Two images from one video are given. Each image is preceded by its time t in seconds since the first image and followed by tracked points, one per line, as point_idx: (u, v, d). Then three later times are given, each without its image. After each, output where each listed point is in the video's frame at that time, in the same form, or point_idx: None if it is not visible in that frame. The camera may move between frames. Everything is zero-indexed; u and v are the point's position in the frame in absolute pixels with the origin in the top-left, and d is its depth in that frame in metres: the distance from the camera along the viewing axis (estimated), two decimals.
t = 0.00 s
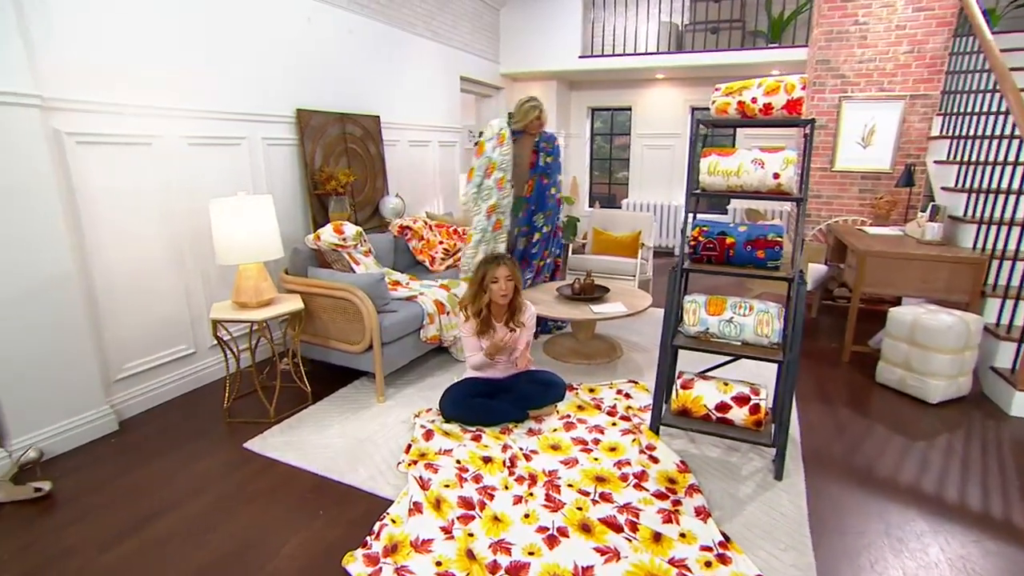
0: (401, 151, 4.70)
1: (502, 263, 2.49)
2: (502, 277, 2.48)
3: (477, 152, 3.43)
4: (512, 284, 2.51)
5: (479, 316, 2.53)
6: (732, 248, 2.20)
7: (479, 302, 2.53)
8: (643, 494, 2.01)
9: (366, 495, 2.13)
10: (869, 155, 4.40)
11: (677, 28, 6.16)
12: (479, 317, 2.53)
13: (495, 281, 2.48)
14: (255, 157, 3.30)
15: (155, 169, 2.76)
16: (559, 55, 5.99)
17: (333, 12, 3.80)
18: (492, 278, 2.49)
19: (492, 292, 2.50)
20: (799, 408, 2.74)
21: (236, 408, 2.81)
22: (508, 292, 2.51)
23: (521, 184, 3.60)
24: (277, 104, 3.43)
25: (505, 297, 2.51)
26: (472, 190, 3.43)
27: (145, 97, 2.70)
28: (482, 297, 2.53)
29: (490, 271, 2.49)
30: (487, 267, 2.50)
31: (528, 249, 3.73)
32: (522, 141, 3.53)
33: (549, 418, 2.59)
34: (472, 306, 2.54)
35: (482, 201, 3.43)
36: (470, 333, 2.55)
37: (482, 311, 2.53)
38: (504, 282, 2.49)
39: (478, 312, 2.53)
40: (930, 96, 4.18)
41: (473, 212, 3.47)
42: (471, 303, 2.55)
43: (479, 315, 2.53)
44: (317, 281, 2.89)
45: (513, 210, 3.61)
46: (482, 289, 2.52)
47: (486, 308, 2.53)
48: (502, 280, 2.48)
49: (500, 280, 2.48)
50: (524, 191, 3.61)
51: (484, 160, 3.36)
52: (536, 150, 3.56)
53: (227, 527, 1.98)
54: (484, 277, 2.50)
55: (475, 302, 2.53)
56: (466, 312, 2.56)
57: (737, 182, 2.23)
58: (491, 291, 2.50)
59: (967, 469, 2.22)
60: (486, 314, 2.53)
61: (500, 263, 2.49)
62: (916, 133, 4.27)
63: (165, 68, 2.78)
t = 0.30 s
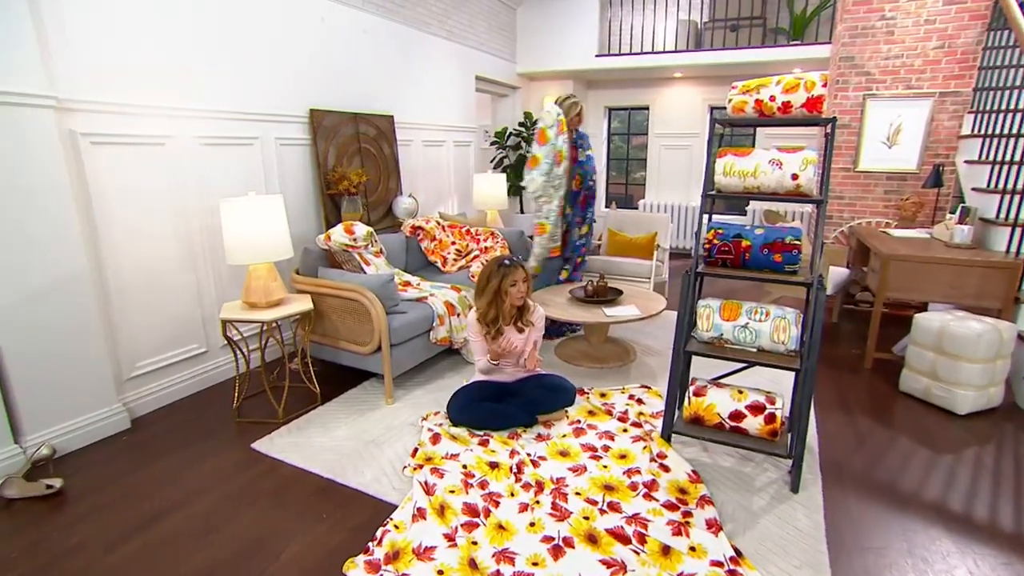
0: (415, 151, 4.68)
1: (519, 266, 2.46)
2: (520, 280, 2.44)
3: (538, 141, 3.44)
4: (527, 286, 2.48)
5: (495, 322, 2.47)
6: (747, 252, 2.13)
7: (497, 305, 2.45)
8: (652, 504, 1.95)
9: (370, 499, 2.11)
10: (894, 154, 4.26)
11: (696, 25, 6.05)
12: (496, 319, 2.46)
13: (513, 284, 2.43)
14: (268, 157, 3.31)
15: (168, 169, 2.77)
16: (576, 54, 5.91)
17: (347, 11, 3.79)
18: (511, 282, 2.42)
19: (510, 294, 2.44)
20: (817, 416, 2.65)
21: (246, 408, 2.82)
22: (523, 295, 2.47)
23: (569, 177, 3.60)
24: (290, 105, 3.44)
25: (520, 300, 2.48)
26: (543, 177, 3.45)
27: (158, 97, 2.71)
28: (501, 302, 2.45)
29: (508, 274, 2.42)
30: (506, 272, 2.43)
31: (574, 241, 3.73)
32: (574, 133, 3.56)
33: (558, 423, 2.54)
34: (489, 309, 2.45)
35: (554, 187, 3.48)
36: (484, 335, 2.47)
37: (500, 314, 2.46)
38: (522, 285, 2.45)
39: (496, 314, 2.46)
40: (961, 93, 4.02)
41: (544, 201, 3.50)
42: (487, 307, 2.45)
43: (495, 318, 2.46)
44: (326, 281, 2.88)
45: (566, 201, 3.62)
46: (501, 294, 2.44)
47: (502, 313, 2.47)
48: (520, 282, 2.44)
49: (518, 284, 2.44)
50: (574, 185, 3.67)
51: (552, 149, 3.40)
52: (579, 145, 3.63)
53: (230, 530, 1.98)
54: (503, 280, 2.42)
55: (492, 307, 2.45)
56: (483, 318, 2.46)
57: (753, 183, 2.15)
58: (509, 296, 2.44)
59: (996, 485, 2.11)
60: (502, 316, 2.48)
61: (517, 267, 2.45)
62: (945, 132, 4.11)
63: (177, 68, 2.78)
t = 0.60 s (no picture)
0: (426, 151, 4.65)
1: (525, 269, 2.40)
2: (527, 284, 2.39)
3: (606, 139, 3.45)
4: (533, 290, 2.43)
5: (502, 327, 2.44)
6: (759, 255, 2.06)
7: (503, 309, 2.41)
8: (658, 515, 1.89)
9: (371, 504, 2.08)
10: (918, 154, 4.13)
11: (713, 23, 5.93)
12: (502, 324, 2.42)
13: (520, 288, 2.38)
14: (276, 157, 3.31)
15: (176, 169, 2.78)
16: (590, 52, 5.84)
17: (357, 10, 3.78)
18: (517, 287, 2.37)
19: (517, 298, 2.39)
20: (833, 425, 2.57)
21: (251, 408, 2.82)
22: (530, 299, 2.42)
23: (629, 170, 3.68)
24: (299, 105, 3.43)
25: (527, 304, 2.43)
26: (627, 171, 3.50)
27: (165, 97, 2.71)
28: (508, 307, 2.41)
29: (514, 278, 2.37)
30: (511, 276, 2.37)
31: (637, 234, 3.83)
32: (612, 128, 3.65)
33: (564, 428, 2.49)
34: (494, 314, 2.41)
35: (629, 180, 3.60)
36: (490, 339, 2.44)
37: (506, 319, 2.42)
38: (528, 289, 2.40)
39: (502, 318, 2.41)
40: (990, 90, 3.86)
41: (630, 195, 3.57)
42: (492, 311, 2.41)
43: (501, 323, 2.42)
44: (333, 281, 2.87)
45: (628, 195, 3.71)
46: (507, 298, 2.39)
47: (509, 318, 2.43)
48: (526, 286, 2.38)
49: (525, 288, 2.38)
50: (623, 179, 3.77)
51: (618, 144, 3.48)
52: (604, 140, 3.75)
53: (230, 533, 1.96)
54: (509, 284, 2.37)
55: (499, 312, 2.41)
56: (490, 323, 2.42)
57: (767, 184, 2.09)
58: (515, 300, 2.39)
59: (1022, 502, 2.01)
60: (508, 321, 2.43)
61: (524, 270, 2.40)
62: (971, 130, 3.96)
63: (184, 68, 2.78)
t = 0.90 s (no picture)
0: (434, 151, 4.62)
1: (528, 273, 2.36)
2: (529, 288, 2.34)
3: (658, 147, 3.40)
4: (536, 294, 2.38)
5: (503, 331, 2.40)
6: (768, 258, 1.99)
7: (504, 313, 2.37)
8: (659, 526, 1.84)
9: (367, 509, 2.06)
10: (939, 154, 4.00)
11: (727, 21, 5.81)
12: (503, 328, 2.38)
13: (523, 292, 2.33)
14: (282, 157, 3.30)
15: (180, 169, 2.78)
16: (601, 51, 5.76)
17: (363, 9, 3.76)
18: (519, 291, 2.33)
19: (519, 303, 2.35)
20: (845, 434, 2.48)
21: (253, 409, 2.81)
22: (533, 303, 2.38)
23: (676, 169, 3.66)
24: (305, 105, 3.42)
25: (529, 308, 2.38)
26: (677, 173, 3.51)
27: (169, 98, 2.71)
28: (509, 311, 2.37)
29: (516, 282, 2.33)
30: (514, 280, 2.33)
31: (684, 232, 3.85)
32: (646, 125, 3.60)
33: (567, 433, 2.44)
34: (496, 318, 2.37)
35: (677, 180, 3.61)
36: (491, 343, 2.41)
37: (507, 322, 2.39)
38: (531, 293, 2.35)
39: (503, 322, 2.38)
40: (1016, 87, 3.71)
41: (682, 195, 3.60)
42: (494, 315, 2.37)
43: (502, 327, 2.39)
44: (335, 282, 2.85)
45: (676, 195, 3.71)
46: (509, 302, 2.35)
47: (510, 322, 2.39)
48: (528, 291, 2.34)
49: (528, 292, 2.34)
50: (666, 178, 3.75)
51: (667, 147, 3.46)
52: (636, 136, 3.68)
53: (224, 536, 1.95)
54: (512, 288, 2.33)
55: (500, 316, 2.37)
56: (491, 327, 2.39)
57: (776, 185, 2.02)
58: (517, 304, 2.35)
59: None
60: (510, 325, 2.39)
61: (526, 274, 2.36)
62: (996, 129, 3.82)
63: (188, 69, 2.77)
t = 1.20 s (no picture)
0: (434, 151, 4.58)
1: (518, 276, 2.31)
2: (520, 290, 2.30)
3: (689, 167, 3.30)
4: (526, 297, 2.33)
5: (495, 335, 2.35)
6: (765, 262, 1.93)
7: (495, 316, 2.32)
8: (650, 538, 1.78)
9: (353, 516, 2.01)
10: (949, 153, 3.90)
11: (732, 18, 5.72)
12: (493, 333, 2.33)
13: (513, 295, 2.29)
14: (277, 157, 3.28)
15: (171, 169, 2.75)
16: (604, 51, 5.70)
17: (362, 9, 3.73)
18: (510, 293, 2.28)
19: (509, 306, 2.30)
20: (848, 443, 2.40)
21: (245, 412, 2.78)
22: (523, 305, 2.33)
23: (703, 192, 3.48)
24: (301, 105, 3.39)
25: (520, 311, 2.34)
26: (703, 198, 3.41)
27: (162, 97, 2.69)
28: (501, 314, 2.32)
29: (506, 285, 2.28)
30: (503, 282, 2.28)
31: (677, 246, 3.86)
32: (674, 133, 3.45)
33: (560, 440, 2.39)
34: (486, 322, 2.33)
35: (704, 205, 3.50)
36: (482, 348, 2.36)
37: (498, 327, 2.34)
38: (521, 295, 2.30)
39: (494, 326, 2.33)
40: None
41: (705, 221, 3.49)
42: (484, 319, 2.32)
43: (493, 332, 2.34)
44: (328, 284, 2.82)
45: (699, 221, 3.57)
46: (499, 305, 2.30)
47: (502, 325, 2.35)
48: (519, 293, 2.29)
49: (518, 294, 2.29)
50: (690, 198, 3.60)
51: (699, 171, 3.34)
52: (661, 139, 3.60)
53: (207, 543, 1.91)
54: (501, 291, 2.28)
55: (491, 320, 2.32)
56: (482, 331, 2.34)
57: (774, 186, 1.95)
58: (507, 307, 2.30)
59: None
60: (501, 329, 2.35)
61: (517, 276, 2.31)
62: (1008, 128, 3.72)
63: (181, 68, 2.75)
